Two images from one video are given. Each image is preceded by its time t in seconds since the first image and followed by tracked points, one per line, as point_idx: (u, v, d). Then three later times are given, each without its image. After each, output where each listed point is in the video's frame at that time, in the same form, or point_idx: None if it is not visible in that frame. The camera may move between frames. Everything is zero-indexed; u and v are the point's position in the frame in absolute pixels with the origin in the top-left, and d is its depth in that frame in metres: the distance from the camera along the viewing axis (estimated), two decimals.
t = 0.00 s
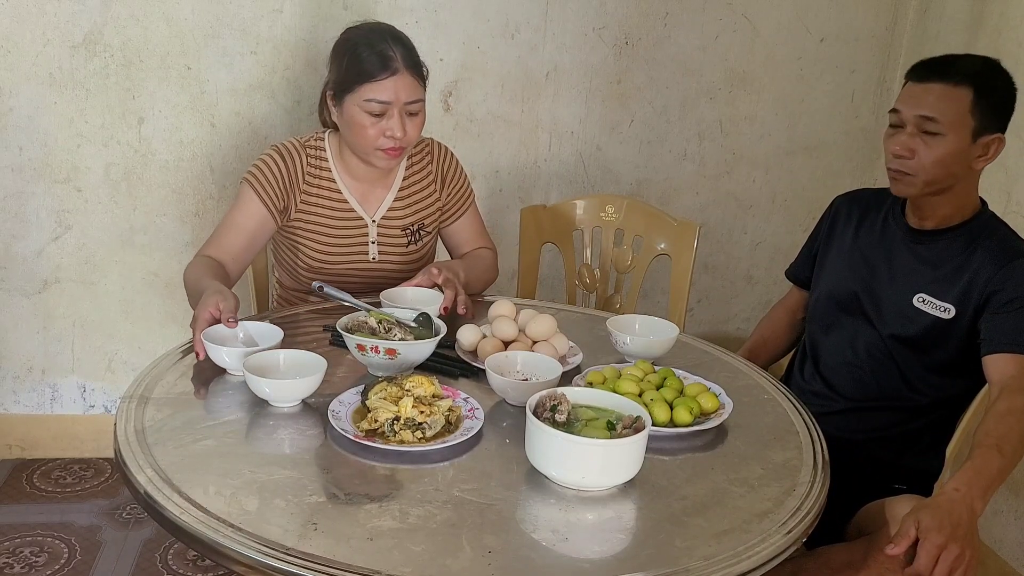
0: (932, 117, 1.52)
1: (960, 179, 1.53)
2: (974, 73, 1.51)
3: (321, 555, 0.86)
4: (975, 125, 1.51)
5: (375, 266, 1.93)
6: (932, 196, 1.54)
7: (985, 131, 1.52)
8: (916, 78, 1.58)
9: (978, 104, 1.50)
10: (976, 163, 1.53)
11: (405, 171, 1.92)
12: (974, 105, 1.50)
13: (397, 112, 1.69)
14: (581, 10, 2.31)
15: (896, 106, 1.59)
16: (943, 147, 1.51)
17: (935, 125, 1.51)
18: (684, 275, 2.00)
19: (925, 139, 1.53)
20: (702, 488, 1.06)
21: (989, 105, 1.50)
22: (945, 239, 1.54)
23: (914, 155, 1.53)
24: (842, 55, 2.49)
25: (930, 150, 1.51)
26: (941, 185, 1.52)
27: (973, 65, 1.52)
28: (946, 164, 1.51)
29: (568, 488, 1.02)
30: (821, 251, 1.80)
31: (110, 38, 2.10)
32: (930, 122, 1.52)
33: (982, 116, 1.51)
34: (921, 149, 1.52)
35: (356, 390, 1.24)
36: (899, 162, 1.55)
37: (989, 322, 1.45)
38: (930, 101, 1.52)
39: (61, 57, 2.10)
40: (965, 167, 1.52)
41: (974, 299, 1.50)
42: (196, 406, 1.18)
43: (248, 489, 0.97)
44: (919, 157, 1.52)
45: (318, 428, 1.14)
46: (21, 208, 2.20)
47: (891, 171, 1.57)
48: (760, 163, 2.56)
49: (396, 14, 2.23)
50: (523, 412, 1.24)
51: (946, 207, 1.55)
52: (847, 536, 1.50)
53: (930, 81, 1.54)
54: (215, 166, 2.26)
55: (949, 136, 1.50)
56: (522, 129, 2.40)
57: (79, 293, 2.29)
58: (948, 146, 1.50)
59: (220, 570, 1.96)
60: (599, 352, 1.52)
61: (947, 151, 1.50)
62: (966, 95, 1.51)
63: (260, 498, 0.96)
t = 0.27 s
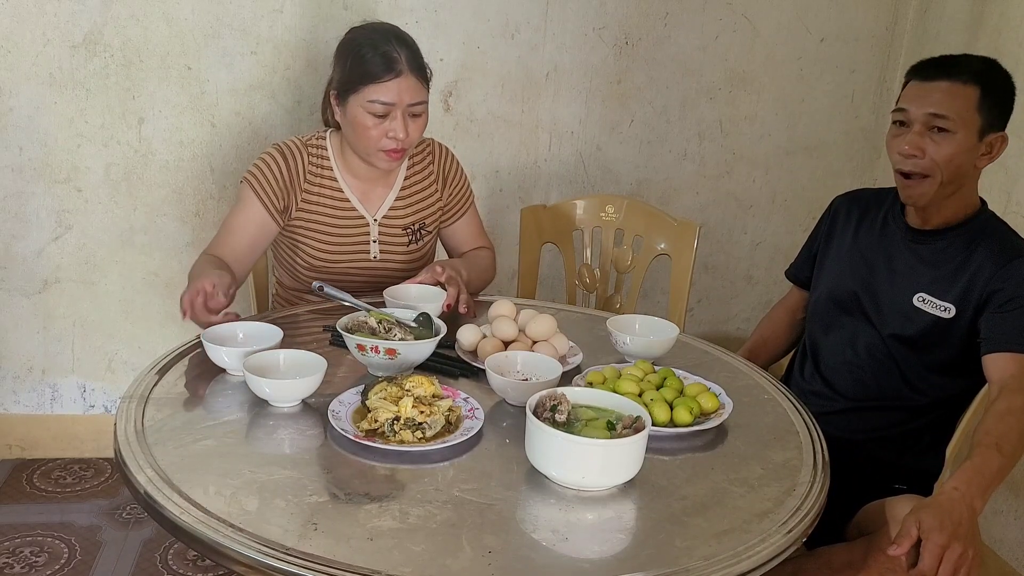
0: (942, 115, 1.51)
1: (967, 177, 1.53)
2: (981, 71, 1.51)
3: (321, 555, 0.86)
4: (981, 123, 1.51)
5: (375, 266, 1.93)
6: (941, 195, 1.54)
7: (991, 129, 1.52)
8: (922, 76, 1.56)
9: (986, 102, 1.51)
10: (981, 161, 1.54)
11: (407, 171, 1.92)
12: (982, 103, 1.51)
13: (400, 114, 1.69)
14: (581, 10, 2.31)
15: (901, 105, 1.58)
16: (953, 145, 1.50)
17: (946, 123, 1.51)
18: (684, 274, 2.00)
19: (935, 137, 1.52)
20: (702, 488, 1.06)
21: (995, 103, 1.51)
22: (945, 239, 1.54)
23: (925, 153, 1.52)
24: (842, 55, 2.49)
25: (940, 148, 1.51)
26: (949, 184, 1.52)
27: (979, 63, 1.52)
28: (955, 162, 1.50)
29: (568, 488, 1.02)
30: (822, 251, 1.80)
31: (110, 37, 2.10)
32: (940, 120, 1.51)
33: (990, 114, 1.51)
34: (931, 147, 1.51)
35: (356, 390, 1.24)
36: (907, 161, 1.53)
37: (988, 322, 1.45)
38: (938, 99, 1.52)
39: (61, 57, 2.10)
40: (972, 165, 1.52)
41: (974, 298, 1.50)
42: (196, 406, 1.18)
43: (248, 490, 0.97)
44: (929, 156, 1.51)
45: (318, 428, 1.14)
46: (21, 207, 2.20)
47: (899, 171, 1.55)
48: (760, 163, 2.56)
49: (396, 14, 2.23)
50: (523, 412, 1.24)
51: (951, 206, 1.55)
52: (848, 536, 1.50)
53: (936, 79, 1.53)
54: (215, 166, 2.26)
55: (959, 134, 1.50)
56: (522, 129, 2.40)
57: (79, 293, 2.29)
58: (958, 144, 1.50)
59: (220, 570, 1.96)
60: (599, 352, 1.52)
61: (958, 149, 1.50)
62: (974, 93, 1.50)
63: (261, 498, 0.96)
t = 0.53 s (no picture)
0: (950, 116, 1.50)
1: (971, 177, 1.53)
2: (984, 70, 1.50)
3: (321, 555, 0.86)
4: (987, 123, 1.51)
5: (375, 266, 1.93)
6: (948, 197, 1.53)
7: (995, 128, 1.52)
8: (924, 75, 1.55)
9: (990, 101, 1.51)
10: (984, 161, 1.54)
11: (408, 172, 1.92)
12: (987, 103, 1.50)
13: (392, 122, 1.69)
14: (581, 10, 2.31)
15: (905, 106, 1.57)
16: (960, 146, 1.50)
17: (954, 124, 1.50)
18: (684, 274, 2.00)
19: (943, 138, 1.51)
20: (702, 488, 1.06)
21: (998, 102, 1.51)
22: (946, 240, 1.54)
23: (934, 155, 1.51)
24: (842, 55, 2.49)
25: (947, 149, 1.50)
26: (955, 185, 1.52)
27: (980, 63, 1.51)
28: (963, 163, 1.50)
29: (568, 488, 1.02)
30: (822, 251, 1.80)
31: (110, 37, 2.10)
32: (948, 121, 1.51)
33: (994, 114, 1.51)
34: (938, 148, 1.51)
35: (356, 390, 1.24)
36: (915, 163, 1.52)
37: (988, 322, 1.45)
38: (943, 99, 1.51)
39: (60, 57, 2.10)
40: (976, 166, 1.52)
41: (974, 298, 1.50)
42: (196, 406, 1.18)
43: (248, 490, 0.97)
44: (938, 157, 1.51)
45: (319, 428, 1.14)
46: (21, 207, 2.20)
47: (904, 172, 1.54)
48: (760, 163, 2.56)
49: (396, 15, 2.23)
50: (523, 412, 1.24)
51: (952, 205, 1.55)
52: (847, 536, 1.50)
53: (941, 79, 1.52)
54: (215, 166, 2.26)
55: (966, 135, 1.50)
56: (522, 129, 2.40)
57: (80, 293, 2.29)
58: (965, 145, 1.50)
59: (220, 570, 1.96)
60: (599, 352, 1.52)
61: (965, 150, 1.50)
62: (979, 93, 1.50)
63: (261, 498, 0.96)
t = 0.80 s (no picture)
0: (962, 120, 1.49)
1: (977, 179, 1.53)
2: (991, 73, 1.50)
3: (321, 555, 0.86)
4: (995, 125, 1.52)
5: (377, 266, 1.93)
6: (958, 199, 1.53)
7: (1000, 129, 1.53)
8: (931, 74, 1.54)
9: (996, 103, 1.51)
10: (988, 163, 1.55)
11: (411, 173, 1.92)
12: (995, 106, 1.51)
13: (396, 123, 1.69)
14: (581, 10, 2.31)
15: (913, 108, 1.55)
16: (971, 149, 1.50)
17: (966, 128, 1.50)
18: (684, 274, 2.00)
19: (955, 142, 1.51)
20: (702, 488, 1.06)
21: (1003, 104, 1.52)
22: (946, 240, 1.54)
23: (946, 159, 1.50)
24: (843, 55, 2.49)
25: (958, 153, 1.50)
26: (962, 188, 1.52)
27: (985, 64, 1.51)
28: (972, 167, 1.50)
29: (568, 488, 1.02)
30: (822, 251, 1.80)
31: (110, 37, 2.10)
32: (960, 125, 1.50)
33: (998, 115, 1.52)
34: (948, 151, 1.50)
35: (356, 390, 1.24)
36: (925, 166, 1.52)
37: (988, 322, 1.45)
38: (954, 102, 1.50)
39: (60, 57, 2.10)
40: (982, 168, 1.53)
41: (974, 299, 1.50)
42: (196, 406, 1.18)
43: (248, 490, 0.97)
44: (949, 161, 1.50)
45: (319, 428, 1.14)
46: (21, 207, 2.20)
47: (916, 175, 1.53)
48: (760, 163, 2.56)
49: (396, 15, 2.23)
50: (522, 412, 1.24)
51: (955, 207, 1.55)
52: (847, 536, 1.50)
53: (952, 81, 1.51)
54: (215, 167, 2.26)
55: (977, 138, 1.50)
56: (522, 129, 2.40)
57: (80, 293, 2.29)
58: (975, 149, 1.50)
59: (220, 570, 1.96)
60: (599, 352, 1.52)
61: (975, 154, 1.50)
62: (988, 96, 1.50)
63: (261, 498, 0.96)
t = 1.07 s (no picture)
0: (949, 122, 1.50)
1: (972, 180, 1.52)
2: (986, 74, 1.50)
3: (321, 555, 0.86)
4: (988, 126, 1.51)
5: (378, 267, 1.93)
6: (951, 199, 1.53)
7: (996, 130, 1.52)
8: (927, 77, 1.54)
9: (992, 104, 1.50)
10: (985, 163, 1.54)
11: (413, 174, 1.92)
12: (988, 106, 1.50)
13: (404, 122, 1.68)
14: (581, 10, 2.31)
15: (904, 110, 1.56)
16: (960, 151, 1.50)
17: (953, 129, 1.50)
18: (684, 274, 1.99)
19: (942, 144, 1.51)
20: (702, 488, 1.05)
21: (1000, 105, 1.51)
22: (946, 241, 1.54)
23: (932, 160, 1.51)
24: (843, 55, 2.49)
25: (946, 154, 1.50)
26: (954, 189, 1.52)
27: (985, 65, 1.51)
28: (962, 168, 1.50)
29: (568, 488, 1.02)
30: (822, 252, 1.80)
31: (109, 37, 2.10)
32: (947, 127, 1.50)
33: (995, 116, 1.51)
34: (937, 152, 1.51)
35: (356, 390, 1.24)
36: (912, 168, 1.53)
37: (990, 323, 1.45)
38: (942, 104, 1.51)
39: (60, 57, 2.09)
40: (976, 169, 1.52)
41: (976, 300, 1.49)
42: (195, 406, 1.18)
43: (247, 490, 0.97)
44: (936, 162, 1.50)
45: (318, 428, 1.14)
46: (21, 207, 2.20)
47: (904, 177, 1.54)
48: (760, 163, 2.56)
49: (396, 15, 2.23)
50: (522, 412, 1.24)
51: (952, 208, 1.55)
52: (848, 536, 1.50)
53: (942, 83, 1.52)
54: (215, 167, 2.26)
55: (966, 139, 1.50)
56: (522, 129, 2.40)
57: (80, 293, 2.29)
58: (964, 150, 1.50)
59: (220, 570, 1.95)
60: (599, 353, 1.52)
61: (964, 155, 1.50)
62: (980, 97, 1.50)
63: (260, 498, 0.96)
